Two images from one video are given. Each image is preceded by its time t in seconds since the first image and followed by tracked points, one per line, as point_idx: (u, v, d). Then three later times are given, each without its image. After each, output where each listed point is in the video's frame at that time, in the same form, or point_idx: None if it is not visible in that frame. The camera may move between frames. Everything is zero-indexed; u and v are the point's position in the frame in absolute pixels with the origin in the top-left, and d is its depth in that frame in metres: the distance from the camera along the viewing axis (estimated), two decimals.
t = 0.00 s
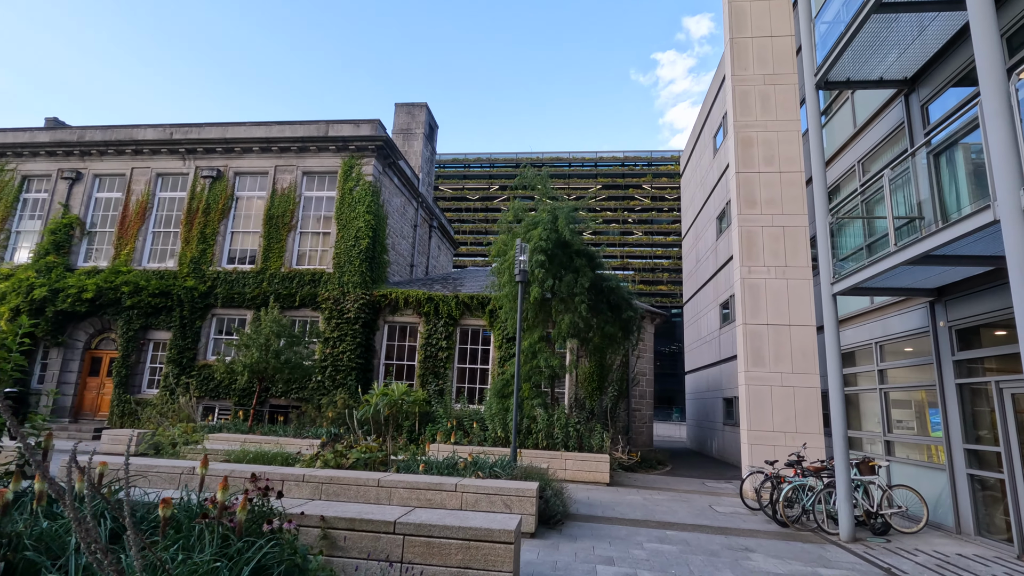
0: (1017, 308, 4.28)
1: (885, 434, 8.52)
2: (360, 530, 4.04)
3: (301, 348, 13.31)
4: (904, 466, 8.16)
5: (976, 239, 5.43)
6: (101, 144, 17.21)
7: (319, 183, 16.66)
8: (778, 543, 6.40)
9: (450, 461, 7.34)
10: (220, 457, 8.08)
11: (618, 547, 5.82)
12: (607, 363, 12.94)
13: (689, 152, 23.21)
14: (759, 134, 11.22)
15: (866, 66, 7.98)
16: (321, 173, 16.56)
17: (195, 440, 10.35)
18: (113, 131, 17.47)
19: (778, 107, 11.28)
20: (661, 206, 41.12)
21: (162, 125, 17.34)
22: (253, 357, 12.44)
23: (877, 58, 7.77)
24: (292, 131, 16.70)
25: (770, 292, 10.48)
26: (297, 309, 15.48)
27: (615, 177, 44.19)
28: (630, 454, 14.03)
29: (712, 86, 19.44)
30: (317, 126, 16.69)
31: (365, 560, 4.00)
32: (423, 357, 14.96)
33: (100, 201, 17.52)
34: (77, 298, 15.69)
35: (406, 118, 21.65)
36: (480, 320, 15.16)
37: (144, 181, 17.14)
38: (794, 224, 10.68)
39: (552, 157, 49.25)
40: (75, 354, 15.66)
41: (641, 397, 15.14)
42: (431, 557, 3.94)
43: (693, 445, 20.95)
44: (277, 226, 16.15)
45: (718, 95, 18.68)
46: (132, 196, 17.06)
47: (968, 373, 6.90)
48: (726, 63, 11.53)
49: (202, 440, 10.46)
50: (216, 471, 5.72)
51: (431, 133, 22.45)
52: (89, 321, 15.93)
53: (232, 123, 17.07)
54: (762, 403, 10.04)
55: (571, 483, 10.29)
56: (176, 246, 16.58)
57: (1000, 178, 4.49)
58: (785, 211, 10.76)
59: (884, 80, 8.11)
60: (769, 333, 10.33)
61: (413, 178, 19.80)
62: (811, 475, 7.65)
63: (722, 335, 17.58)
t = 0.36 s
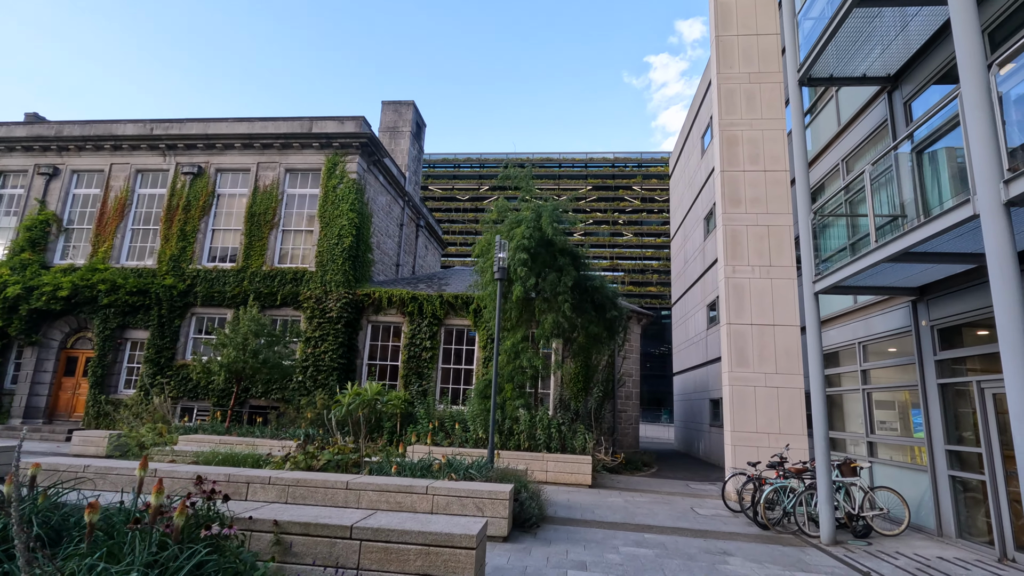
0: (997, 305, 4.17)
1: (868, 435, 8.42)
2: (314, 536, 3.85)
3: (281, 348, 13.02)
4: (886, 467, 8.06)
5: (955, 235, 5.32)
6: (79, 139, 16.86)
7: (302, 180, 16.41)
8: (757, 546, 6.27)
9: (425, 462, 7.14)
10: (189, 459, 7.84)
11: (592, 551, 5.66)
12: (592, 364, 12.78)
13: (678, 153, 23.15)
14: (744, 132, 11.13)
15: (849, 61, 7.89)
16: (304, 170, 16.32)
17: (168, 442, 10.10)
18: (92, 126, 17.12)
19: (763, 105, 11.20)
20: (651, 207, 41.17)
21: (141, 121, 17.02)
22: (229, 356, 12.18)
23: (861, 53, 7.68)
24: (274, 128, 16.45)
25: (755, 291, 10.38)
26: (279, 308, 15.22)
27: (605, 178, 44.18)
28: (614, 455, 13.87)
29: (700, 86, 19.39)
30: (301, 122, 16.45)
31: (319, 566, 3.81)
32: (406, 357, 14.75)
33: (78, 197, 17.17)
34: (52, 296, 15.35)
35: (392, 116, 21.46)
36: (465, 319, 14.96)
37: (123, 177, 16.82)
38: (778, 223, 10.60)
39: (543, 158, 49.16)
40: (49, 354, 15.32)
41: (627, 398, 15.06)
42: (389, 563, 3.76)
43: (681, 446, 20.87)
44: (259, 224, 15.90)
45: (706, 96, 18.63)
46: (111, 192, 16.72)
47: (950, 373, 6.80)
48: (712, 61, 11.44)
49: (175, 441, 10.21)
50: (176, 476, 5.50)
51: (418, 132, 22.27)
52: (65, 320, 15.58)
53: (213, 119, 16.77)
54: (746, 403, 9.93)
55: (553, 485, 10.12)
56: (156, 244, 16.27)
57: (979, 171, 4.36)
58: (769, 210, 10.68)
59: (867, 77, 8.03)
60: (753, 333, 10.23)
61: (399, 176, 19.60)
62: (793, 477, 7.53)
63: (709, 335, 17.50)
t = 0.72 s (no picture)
0: (976, 302, 4.03)
1: (853, 437, 8.30)
2: (264, 543, 3.65)
3: (262, 350, 12.76)
4: (871, 470, 7.94)
5: (936, 232, 5.20)
6: (59, 135, 16.56)
7: (286, 179, 16.18)
8: (737, 551, 6.12)
9: (399, 465, 6.94)
10: (158, 461, 7.61)
11: (566, 557, 5.49)
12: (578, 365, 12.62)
13: (668, 155, 23.08)
14: (729, 132, 11.03)
15: (832, 57, 7.80)
16: (288, 169, 16.10)
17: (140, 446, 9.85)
18: (72, 123, 16.82)
19: (749, 104, 11.10)
20: (642, 210, 41.18)
21: (123, 118, 16.74)
22: (207, 357, 11.93)
23: (844, 49, 7.59)
24: (258, 126, 16.21)
25: (740, 292, 10.27)
26: (261, 308, 14.98)
27: (597, 180, 44.15)
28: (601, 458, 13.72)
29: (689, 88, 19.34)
30: (285, 120, 16.22)
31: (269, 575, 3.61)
32: (390, 358, 14.53)
33: (57, 195, 16.86)
34: (28, 296, 15.03)
35: (381, 116, 21.27)
36: (450, 321, 14.76)
37: (104, 175, 16.54)
38: (764, 223, 10.50)
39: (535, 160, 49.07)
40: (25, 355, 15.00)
41: (614, 400, 14.90)
42: (342, 571, 3.58)
43: (670, 449, 20.74)
44: (242, 223, 15.66)
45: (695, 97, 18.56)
46: (91, 190, 16.43)
47: (934, 374, 6.68)
48: (698, 60, 11.34)
49: (148, 445, 9.97)
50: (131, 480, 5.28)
51: (406, 131, 22.10)
52: (42, 321, 15.27)
53: (196, 116, 16.51)
54: (730, 405, 9.80)
55: (534, 489, 9.95)
56: (137, 243, 15.99)
57: (958, 164, 4.24)
58: (755, 209, 10.58)
59: (851, 74, 7.95)
60: (738, 334, 10.11)
61: (386, 176, 19.41)
62: (775, 480, 7.39)
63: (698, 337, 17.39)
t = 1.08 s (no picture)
0: (960, 303, 3.88)
1: (842, 442, 8.16)
2: (213, 554, 3.47)
3: (248, 352, 12.56)
4: (860, 476, 7.79)
5: (922, 231, 5.06)
6: (44, 135, 16.37)
7: (274, 180, 16.02)
8: (720, 560, 5.96)
9: (375, 470, 6.76)
10: (129, 466, 7.41)
11: (543, 566, 5.33)
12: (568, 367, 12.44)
13: (662, 157, 22.98)
14: (719, 132, 10.91)
15: (819, 55, 7.69)
16: (276, 169, 15.95)
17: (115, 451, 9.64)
18: (58, 122, 16.64)
19: (739, 105, 10.98)
20: (637, 213, 41.11)
21: (109, 117, 16.56)
22: (189, 359, 11.73)
23: (831, 46, 7.47)
24: (247, 126, 16.05)
25: (729, 295, 10.14)
26: (247, 310, 14.79)
27: (592, 182, 44.08)
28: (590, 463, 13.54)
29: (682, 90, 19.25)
30: (274, 121, 16.07)
31: None
32: (378, 361, 14.33)
33: (42, 196, 16.66)
34: (10, 297, 14.83)
35: (372, 117, 21.15)
36: (439, 323, 14.58)
37: (90, 175, 16.35)
38: (753, 225, 10.38)
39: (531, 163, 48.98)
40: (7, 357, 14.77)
41: (605, 404, 14.73)
42: None
43: (663, 453, 20.59)
44: (229, 224, 15.48)
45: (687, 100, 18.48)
46: (76, 190, 16.26)
47: (922, 378, 6.54)
48: (688, 60, 11.23)
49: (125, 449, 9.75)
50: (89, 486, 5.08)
51: (398, 133, 21.98)
52: (25, 322, 15.04)
53: (184, 116, 16.35)
54: (719, 410, 9.65)
55: (519, 494, 9.77)
56: (122, 244, 15.80)
57: (941, 160, 4.09)
58: (744, 211, 10.46)
59: (838, 73, 7.84)
60: (727, 337, 9.97)
61: (377, 178, 19.25)
62: (761, 486, 7.23)
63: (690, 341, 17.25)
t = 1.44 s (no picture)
0: (941, 300, 3.73)
1: (831, 445, 8.02)
2: (160, 562, 3.33)
3: (233, 355, 12.41)
4: (849, 479, 7.64)
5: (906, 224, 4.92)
6: (32, 136, 16.25)
7: (263, 181, 15.90)
8: (704, 566, 5.81)
9: (352, 474, 6.61)
10: (102, 471, 7.25)
11: (519, 573, 5.17)
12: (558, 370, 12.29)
13: (656, 159, 22.88)
14: (708, 132, 10.79)
15: (807, 52, 7.57)
16: (265, 171, 15.83)
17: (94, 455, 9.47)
18: (46, 124, 16.52)
19: (728, 104, 10.88)
20: (633, 216, 41.04)
21: (98, 119, 16.45)
22: (172, 362, 11.56)
23: (818, 43, 7.36)
24: (236, 127, 15.94)
25: (718, 296, 10.01)
26: (235, 313, 14.63)
27: (588, 185, 44.02)
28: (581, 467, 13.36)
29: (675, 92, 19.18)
30: (263, 122, 15.96)
31: None
32: (367, 364, 14.17)
33: (30, 198, 16.53)
34: None
35: (364, 119, 21.06)
36: (429, 325, 14.42)
37: (78, 177, 16.23)
38: (743, 225, 10.26)
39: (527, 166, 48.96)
40: None
41: (597, 407, 14.56)
42: None
43: (658, 457, 20.41)
44: (217, 225, 15.35)
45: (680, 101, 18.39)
46: (64, 192, 16.12)
47: (910, 379, 6.40)
48: (677, 59, 11.12)
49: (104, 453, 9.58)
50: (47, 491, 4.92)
51: (391, 135, 21.89)
52: (10, 325, 14.89)
53: (173, 118, 16.24)
54: (708, 412, 9.52)
55: (506, 498, 9.61)
56: (109, 246, 15.66)
57: (922, 151, 3.96)
58: (734, 211, 10.34)
59: (825, 70, 7.74)
60: (716, 339, 9.84)
61: (369, 179, 19.13)
62: (747, 490, 7.08)
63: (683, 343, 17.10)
